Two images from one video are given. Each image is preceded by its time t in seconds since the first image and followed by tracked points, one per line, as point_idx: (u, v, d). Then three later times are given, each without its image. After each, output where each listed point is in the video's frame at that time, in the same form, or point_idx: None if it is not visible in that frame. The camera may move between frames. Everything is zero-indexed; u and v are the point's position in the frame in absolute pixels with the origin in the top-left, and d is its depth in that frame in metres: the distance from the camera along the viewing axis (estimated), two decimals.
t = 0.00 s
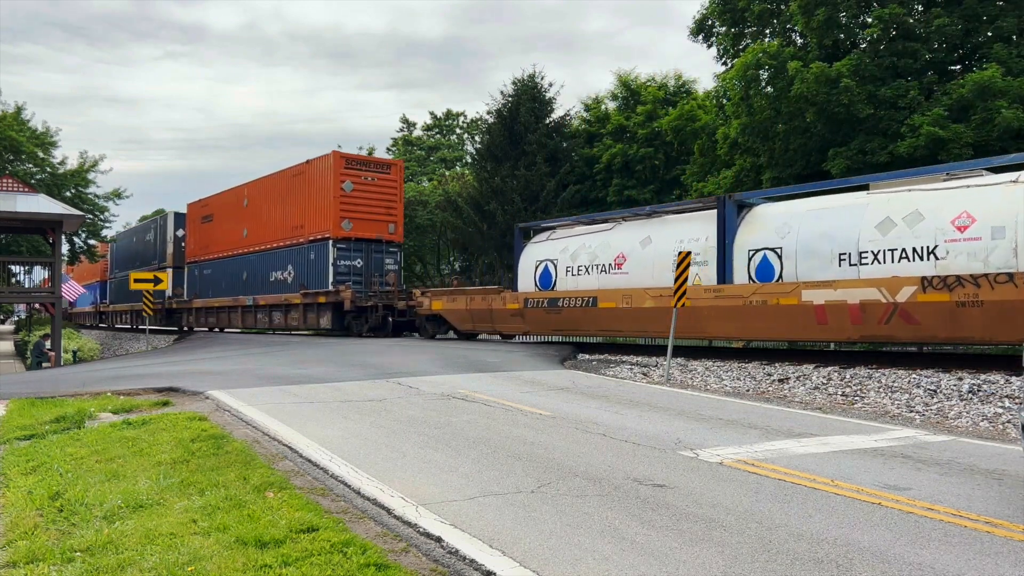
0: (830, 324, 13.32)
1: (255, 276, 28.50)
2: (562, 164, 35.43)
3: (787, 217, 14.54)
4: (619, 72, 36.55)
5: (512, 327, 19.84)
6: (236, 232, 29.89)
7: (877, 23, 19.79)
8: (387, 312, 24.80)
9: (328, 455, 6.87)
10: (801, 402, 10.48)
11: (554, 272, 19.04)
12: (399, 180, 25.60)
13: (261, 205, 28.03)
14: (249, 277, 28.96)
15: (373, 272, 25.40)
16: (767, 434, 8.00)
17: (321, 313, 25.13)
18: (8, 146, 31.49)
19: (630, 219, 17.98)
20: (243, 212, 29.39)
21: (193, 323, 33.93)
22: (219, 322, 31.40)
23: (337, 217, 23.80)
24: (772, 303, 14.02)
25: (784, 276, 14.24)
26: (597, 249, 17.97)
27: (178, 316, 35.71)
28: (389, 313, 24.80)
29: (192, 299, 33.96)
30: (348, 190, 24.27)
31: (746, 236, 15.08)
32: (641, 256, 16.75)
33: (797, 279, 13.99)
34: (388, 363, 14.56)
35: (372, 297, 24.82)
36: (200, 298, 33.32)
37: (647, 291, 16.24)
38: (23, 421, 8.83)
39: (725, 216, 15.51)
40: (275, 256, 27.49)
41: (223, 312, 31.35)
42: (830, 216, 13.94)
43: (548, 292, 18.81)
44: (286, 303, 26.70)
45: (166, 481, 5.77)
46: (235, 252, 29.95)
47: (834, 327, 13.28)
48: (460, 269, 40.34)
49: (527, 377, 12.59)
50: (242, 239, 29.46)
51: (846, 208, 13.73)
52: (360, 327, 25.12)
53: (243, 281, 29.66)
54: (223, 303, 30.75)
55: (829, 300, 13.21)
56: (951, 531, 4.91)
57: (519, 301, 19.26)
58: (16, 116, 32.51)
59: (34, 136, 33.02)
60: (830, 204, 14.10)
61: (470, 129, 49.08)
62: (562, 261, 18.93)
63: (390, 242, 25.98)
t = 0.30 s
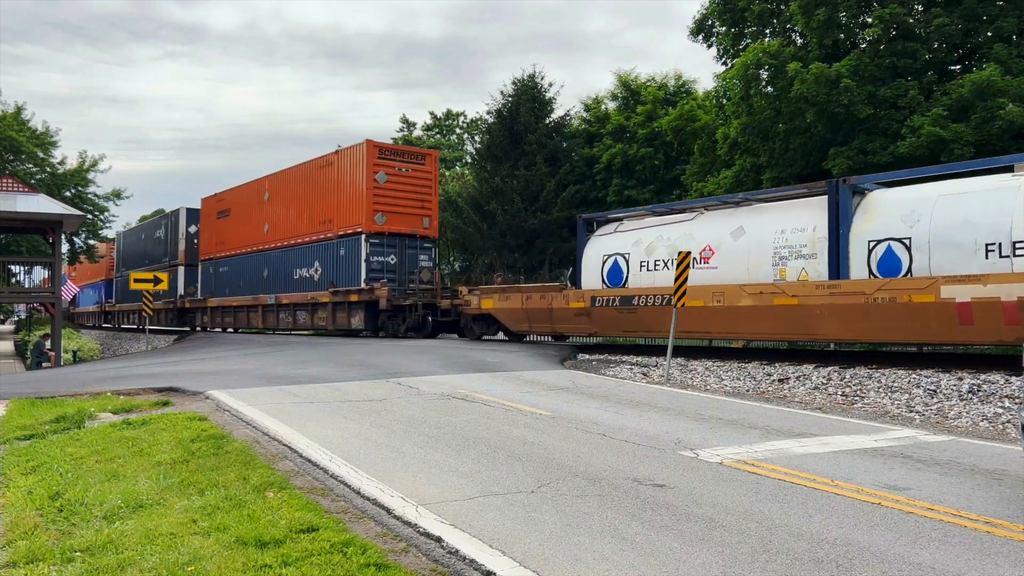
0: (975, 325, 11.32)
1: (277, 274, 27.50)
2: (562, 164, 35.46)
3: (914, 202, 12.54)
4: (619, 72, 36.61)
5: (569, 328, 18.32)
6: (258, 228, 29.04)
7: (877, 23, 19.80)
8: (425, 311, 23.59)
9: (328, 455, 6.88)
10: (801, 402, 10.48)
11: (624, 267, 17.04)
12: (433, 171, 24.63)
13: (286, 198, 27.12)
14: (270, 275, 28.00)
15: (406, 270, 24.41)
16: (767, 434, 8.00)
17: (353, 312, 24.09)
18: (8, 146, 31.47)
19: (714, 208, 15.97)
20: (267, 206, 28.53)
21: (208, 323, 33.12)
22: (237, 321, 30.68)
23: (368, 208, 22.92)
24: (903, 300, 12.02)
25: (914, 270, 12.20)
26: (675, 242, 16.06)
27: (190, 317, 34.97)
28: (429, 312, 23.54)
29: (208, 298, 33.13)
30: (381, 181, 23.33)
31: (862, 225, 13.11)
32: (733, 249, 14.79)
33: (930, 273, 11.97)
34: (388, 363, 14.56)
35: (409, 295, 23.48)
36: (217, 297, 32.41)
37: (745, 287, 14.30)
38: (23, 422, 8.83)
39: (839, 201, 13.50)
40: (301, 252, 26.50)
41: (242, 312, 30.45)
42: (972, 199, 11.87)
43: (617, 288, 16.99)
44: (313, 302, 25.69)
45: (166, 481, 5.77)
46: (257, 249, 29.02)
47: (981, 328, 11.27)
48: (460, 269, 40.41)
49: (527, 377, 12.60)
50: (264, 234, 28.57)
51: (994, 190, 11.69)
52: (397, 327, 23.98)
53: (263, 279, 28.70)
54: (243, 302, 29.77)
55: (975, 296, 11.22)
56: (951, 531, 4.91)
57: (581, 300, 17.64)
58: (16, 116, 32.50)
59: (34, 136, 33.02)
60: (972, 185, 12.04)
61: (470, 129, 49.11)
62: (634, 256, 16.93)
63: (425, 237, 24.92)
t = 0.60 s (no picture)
0: None
1: (303, 272, 26.38)
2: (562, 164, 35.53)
3: None
4: (619, 72, 36.62)
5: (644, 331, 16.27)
6: (280, 224, 27.87)
7: (877, 23, 19.81)
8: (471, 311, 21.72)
9: (328, 455, 6.88)
10: (801, 402, 10.48)
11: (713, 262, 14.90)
12: (472, 162, 23.17)
13: (314, 191, 25.83)
14: (295, 274, 26.92)
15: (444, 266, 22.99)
16: (767, 434, 8.00)
17: (390, 313, 22.88)
18: (8, 146, 31.46)
19: (821, 194, 13.97)
20: (290, 198, 27.36)
21: (224, 323, 32.10)
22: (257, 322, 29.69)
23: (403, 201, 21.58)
24: None
25: None
26: (775, 234, 14.03)
27: (203, 318, 34.01)
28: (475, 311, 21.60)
29: (224, 298, 32.03)
30: (418, 172, 21.92)
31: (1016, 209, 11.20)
32: (849, 240, 12.79)
33: None
34: (388, 363, 14.56)
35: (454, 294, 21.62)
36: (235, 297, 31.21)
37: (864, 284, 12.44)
38: (23, 422, 8.83)
39: (983, 183, 11.62)
40: (328, 248, 25.27)
41: (262, 312, 29.34)
42: None
43: (707, 285, 14.85)
44: (344, 301, 24.43)
45: (166, 482, 5.77)
46: (279, 244, 27.86)
47: None
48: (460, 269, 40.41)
49: (527, 377, 12.59)
50: (287, 229, 27.44)
51: None
52: (438, 328, 22.36)
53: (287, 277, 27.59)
54: (266, 301, 28.57)
55: None
56: (950, 531, 4.91)
57: (660, 299, 15.62)
58: (16, 116, 32.50)
59: (34, 136, 33.02)
60: None
61: (469, 128, 49.13)
62: (724, 248, 14.80)
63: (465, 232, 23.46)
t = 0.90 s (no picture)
0: None
1: (332, 268, 25.35)
2: (561, 164, 35.68)
3: None
4: (619, 72, 36.60)
5: (736, 332, 14.34)
6: (307, 218, 26.84)
7: (878, 23, 19.81)
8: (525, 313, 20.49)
9: (328, 455, 6.88)
10: (801, 402, 10.48)
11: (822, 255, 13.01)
12: (518, 152, 22.08)
13: (344, 182, 24.80)
14: (323, 270, 25.86)
15: (489, 262, 21.76)
16: (767, 434, 8.00)
17: (433, 313, 21.70)
18: (8, 146, 31.45)
19: (952, 176, 12.00)
20: (316, 192, 26.30)
21: (243, 323, 31.18)
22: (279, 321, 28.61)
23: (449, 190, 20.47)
24: None
25: None
26: (902, 223, 12.06)
27: (219, 317, 33.06)
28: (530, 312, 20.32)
29: (243, 296, 31.03)
30: (463, 160, 20.77)
31: None
32: (1000, 229, 10.91)
33: None
34: (388, 363, 14.56)
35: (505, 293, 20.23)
36: (256, 295, 30.11)
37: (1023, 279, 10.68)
38: (23, 422, 8.83)
39: None
40: (361, 243, 24.13)
41: (286, 311, 28.26)
42: None
43: (813, 282, 13.09)
44: (378, 300, 23.37)
45: (166, 482, 5.77)
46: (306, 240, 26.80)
47: None
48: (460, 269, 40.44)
49: (527, 377, 12.60)
50: (315, 224, 26.42)
51: None
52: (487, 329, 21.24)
53: (313, 274, 26.53)
54: (292, 299, 27.46)
55: None
56: (951, 531, 4.91)
57: (762, 297, 13.75)
58: (16, 116, 32.50)
59: (34, 136, 33.01)
60: None
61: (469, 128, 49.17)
62: (839, 241, 12.80)
63: (509, 226, 22.32)
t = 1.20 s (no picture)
0: None
1: (363, 265, 24.03)
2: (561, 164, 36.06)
3: None
4: (619, 72, 36.60)
5: (859, 334, 12.91)
6: (337, 211, 25.46)
7: (878, 23, 19.82)
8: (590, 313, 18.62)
9: (328, 455, 6.87)
10: (801, 402, 10.48)
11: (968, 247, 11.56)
12: (570, 138, 20.65)
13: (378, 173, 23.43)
14: (353, 267, 24.52)
15: (539, 258, 20.32)
16: (767, 434, 8.00)
17: (482, 313, 20.01)
18: (8, 146, 31.45)
19: None
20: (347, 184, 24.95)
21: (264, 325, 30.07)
22: (304, 321, 27.58)
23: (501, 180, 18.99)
24: None
25: None
26: None
27: (236, 318, 32.07)
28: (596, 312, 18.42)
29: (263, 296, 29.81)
30: (514, 148, 19.29)
31: None
32: None
33: None
34: (388, 363, 14.56)
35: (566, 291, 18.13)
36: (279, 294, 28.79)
37: None
38: (23, 422, 8.82)
39: None
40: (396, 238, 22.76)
41: (312, 311, 27.14)
42: None
43: (952, 278, 11.66)
44: (417, 298, 21.93)
45: (166, 482, 5.77)
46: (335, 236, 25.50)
47: None
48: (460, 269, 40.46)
49: (527, 377, 12.59)
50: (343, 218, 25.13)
51: None
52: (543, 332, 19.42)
53: (342, 271, 25.17)
54: (320, 299, 26.15)
55: None
56: (950, 531, 4.91)
57: (888, 294, 12.31)
58: (16, 116, 32.50)
59: (34, 136, 33.01)
60: None
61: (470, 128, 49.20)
62: (982, 229, 11.48)
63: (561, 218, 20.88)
